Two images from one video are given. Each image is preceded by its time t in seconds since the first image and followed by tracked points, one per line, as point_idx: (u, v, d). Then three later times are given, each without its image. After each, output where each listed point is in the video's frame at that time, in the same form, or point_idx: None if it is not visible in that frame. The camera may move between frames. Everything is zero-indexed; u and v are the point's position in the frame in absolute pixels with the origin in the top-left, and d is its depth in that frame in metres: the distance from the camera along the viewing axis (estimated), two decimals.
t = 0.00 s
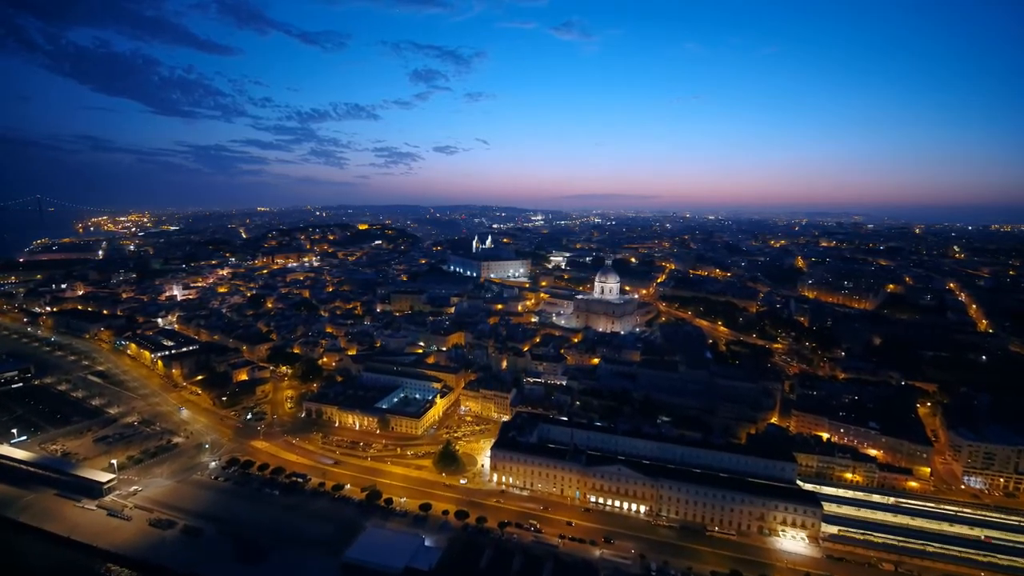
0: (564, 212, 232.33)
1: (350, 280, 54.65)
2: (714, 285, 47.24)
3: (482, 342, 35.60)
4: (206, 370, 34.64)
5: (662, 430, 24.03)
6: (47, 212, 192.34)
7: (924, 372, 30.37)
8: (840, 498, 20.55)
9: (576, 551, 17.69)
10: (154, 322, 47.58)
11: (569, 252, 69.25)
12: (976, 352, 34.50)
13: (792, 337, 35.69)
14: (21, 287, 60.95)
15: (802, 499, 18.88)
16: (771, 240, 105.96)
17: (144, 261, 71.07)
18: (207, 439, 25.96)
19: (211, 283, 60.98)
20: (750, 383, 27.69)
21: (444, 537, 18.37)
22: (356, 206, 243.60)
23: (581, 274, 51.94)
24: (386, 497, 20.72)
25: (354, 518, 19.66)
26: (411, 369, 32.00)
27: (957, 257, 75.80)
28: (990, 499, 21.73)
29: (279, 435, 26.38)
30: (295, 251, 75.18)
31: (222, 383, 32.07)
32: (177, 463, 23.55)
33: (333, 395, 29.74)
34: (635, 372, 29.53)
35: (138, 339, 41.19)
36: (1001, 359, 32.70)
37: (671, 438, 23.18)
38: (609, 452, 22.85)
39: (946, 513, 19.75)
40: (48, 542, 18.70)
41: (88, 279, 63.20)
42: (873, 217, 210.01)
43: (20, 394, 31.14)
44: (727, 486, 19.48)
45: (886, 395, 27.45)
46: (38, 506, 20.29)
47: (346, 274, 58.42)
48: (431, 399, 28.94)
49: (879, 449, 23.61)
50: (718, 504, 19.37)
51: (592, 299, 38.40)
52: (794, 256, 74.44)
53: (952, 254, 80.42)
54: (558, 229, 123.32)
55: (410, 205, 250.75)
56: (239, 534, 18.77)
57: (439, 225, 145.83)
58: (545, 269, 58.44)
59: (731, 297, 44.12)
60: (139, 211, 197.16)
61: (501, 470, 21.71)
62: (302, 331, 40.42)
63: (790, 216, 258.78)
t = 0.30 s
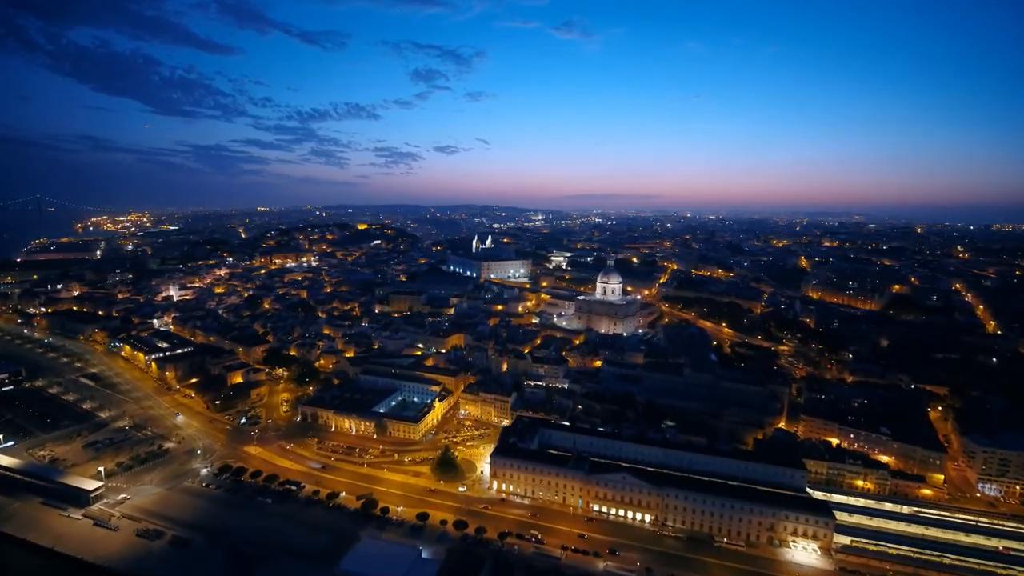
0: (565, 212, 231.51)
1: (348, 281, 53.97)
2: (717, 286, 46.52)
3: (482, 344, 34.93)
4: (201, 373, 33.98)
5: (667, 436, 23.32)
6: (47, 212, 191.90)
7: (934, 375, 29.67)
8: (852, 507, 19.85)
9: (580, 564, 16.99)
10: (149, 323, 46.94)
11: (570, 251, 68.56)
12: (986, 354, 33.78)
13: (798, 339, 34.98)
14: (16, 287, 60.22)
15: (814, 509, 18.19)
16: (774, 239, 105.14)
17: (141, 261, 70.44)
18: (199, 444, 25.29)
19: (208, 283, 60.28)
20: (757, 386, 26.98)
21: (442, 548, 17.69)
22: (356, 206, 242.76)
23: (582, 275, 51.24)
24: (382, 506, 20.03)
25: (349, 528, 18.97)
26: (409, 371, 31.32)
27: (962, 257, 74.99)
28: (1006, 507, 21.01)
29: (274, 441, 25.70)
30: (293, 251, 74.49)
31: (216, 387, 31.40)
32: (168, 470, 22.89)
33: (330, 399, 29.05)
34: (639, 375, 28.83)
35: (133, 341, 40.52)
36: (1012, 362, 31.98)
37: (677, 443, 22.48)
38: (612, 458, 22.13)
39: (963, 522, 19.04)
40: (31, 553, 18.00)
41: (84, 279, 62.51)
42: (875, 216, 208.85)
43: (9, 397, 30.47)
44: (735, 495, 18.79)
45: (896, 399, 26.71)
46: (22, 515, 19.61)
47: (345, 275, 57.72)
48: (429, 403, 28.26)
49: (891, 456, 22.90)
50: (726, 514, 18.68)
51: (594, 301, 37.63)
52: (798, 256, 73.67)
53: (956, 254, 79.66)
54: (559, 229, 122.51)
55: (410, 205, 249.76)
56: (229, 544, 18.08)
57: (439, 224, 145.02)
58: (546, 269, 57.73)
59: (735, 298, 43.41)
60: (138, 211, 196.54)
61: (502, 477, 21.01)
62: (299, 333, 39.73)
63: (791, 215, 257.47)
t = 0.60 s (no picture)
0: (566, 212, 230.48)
1: (346, 281, 53.22)
2: (721, 287, 45.71)
3: (482, 346, 34.19)
4: (194, 376, 33.26)
5: (673, 443, 22.58)
6: (46, 212, 190.98)
7: (945, 379, 28.91)
8: (865, 519, 19.12)
9: None
10: (144, 325, 46.22)
11: (572, 252, 67.78)
12: (998, 357, 33.00)
13: (805, 342, 34.20)
14: (10, 287, 59.46)
15: (827, 521, 17.47)
16: (776, 240, 104.24)
17: (138, 260, 69.71)
18: (190, 451, 24.56)
19: (205, 284, 59.52)
20: (764, 392, 26.24)
21: (440, 562, 16.97)
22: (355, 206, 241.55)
23: (584, 275, 50.44)
24: (378, 517, 19.30)
25: (343, 540, 18.25)
26: (407, 375, 30.58)
27: (967, 257, 74.18)
28: None
29: (267, 447, 24.97)
30: (291, 251, 73.73)
31: (210, 391, 30.67)
32: (157, 478, 22.18)
33: (325, 403, 28.32)
34: (643, 379, 28.06)
35: (126, 343, 39.79)
36: None
37: (683, 451, 21.74)
38: (616, 466, 21.40)
39: (980, 535, 18.30)
40: (10, 566, 17.28)
41: (79, 280, 61.77)
42: (876, 216, 208.06)
43: None
44: (745, 507, 18.07)
45: (908, 405, 25.92)
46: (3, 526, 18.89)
47: (343, 275, 56.95)
48: (427, 408, 27.52)
49: (904, 464, 22.13)
50: (736, 526, 17.97)
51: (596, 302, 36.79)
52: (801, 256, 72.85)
53: (961, 254, 78.85)
54: (560, 229, 121.60)
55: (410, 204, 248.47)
56: (217, 557, 17.34)
57: (439, 224, 143.98)
58: (547, 270, 56.95)
59: (740, 300, 42.64)
60: (137, 210, 195.69)
61: (502, 487, 20.28)
62: (295, 335, 38.99)
63: (792, 215, 256.41)
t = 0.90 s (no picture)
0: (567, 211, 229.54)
1: (345, 282, 52.58)
2: (725, 288, 44.96)
3: (482, 348, 33.51)
4: (188, 380, 32.61)
5: (679, 450, 21.89)
6: (45, 212, 190.37)
7: (956, 383, 28.21)
8: (878, 529, 18.44)
9: None
10: (140, 327, 45.57)
11: (573, 252, 67.07)
12: (1009, 360, 32.29)
13: (811, 344, 33.50)
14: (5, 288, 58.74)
15: (841, 534, 16.82)
16: (778, 239, 103.46)
17: (135, 261, 69.06)
18: (182, 458, 23.91)
19: (202, 285, 58.86)
20: (771, 397, 25.55)
21: None
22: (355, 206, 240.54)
23: (585, 276, 49.74)
24: (374, 528, 18.63)
25: (337, 552, 17.60)
26: (405, 379, 29.91)
27: (972, 257, 73.42)
28: None
29: (261, 453, 24.32)
30: (290, 251, 73.07)
31: (203, 395, 30.00)
32: (147, 486, 21.53)
33: (321, 408, 27.64)
34: (647, 383, 27.38)
35: (121, 345, 39.13)
36: None
37: (689, 459, 21.06)
38: (620, 474, 20.73)
39: (999, 547, 17.63)
40: None
41: (76, 281, 61.09)
42: (879, 216, 206.94)
43: None
44: (755, 519, 17.42)
45: (920, 410, 25.21)
46: None
47: (341, 276, 56.26)
48: (426, 413, 26.86)
49: (917, 472, 21.42)
50: (745, 538, 17.32)
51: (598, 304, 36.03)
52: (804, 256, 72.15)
53: (965, 254, 78.17)
54: (561, 229, 120.90)
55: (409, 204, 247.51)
56: (206, 571, 16.68)
57: (439, 224, 143.25)
58: (548, 270, 56.23)
59: (744, 301, 41.91)
60: (137, 211, 195.52)
61: (502, 496, 19.61)
62: (292, 337, 38.33)
63: (793, 215, 254.91)
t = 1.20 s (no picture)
0: (567, 211, 228.65)
1: (343, 283, 51.87)
2: (729, 288, 44.14)
3: (482, 351, 32.79)
4: (182, 383, 31.89)
5: (686, 457, 21.16)
6: (45, 212, 189.96)
7: (969, 387, 27.47)
8: (894, 541, 17.72)
9: None
10: (134, 329, 44.85)
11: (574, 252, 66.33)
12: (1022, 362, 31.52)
13: (819, 346, 32.75)
14: None
15: (857, 547, 16.11)
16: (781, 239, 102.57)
17: (132, 261, 68.35)
18: (173, 465, 23.19)
19: (199, 286, 58.16)
20: (780, 401, 24.81)
21: None
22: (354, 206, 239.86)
23: (586, 276, 48.99)
24: (370, 540, 17.91)
25: (331, 566, 16.90)
26: (404, 382, 29.21)
27: (977, 257, 72.60)
28: None
29: (255, 461, 23.60)
30: (288, 251, 72.36)
31: (197, 399, 29.28)
32: (136, 495, 20.82)
33: (317, 412, 26.91)
34: (651, 387, 26.65)
35: (114, 348, 38.39)
36: None
37: (696, 466, 20.32)
38: (625, 483, 19.99)
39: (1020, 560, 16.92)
40: None
41: (71, 282, 60.36)
42: (881, 215, 206.02)
43: None
44: (766, 531, 16.72)
45: (933, 415, 24.47)
46: None
47: (340, 276, 55.53)
48: (424, 418, 26.13)
49: (932, 480, 20.69)
50: (757, 551, 16.61)
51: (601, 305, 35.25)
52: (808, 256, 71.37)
53: (970, 253, 77.36)
54: (562, 229, 120.16)
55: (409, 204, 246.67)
56: None
57: (439, 224, 142.44)
58: (549, 270, 55.46)
59: (749, 302, 41.15)
60: (136, 211, 195.08)
61: (503, 506, 18.88)
62: (289, 339, 37.61)
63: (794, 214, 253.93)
